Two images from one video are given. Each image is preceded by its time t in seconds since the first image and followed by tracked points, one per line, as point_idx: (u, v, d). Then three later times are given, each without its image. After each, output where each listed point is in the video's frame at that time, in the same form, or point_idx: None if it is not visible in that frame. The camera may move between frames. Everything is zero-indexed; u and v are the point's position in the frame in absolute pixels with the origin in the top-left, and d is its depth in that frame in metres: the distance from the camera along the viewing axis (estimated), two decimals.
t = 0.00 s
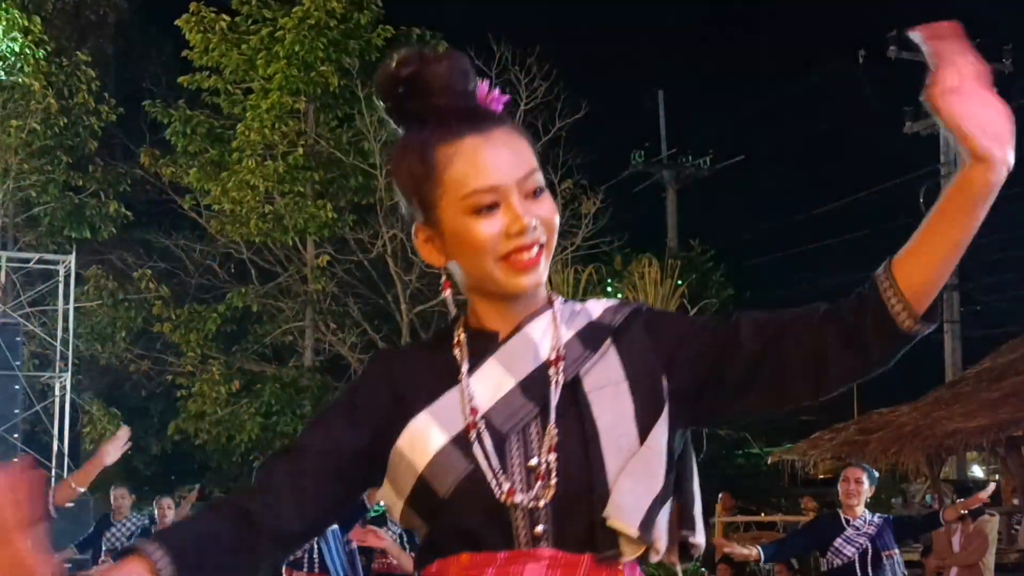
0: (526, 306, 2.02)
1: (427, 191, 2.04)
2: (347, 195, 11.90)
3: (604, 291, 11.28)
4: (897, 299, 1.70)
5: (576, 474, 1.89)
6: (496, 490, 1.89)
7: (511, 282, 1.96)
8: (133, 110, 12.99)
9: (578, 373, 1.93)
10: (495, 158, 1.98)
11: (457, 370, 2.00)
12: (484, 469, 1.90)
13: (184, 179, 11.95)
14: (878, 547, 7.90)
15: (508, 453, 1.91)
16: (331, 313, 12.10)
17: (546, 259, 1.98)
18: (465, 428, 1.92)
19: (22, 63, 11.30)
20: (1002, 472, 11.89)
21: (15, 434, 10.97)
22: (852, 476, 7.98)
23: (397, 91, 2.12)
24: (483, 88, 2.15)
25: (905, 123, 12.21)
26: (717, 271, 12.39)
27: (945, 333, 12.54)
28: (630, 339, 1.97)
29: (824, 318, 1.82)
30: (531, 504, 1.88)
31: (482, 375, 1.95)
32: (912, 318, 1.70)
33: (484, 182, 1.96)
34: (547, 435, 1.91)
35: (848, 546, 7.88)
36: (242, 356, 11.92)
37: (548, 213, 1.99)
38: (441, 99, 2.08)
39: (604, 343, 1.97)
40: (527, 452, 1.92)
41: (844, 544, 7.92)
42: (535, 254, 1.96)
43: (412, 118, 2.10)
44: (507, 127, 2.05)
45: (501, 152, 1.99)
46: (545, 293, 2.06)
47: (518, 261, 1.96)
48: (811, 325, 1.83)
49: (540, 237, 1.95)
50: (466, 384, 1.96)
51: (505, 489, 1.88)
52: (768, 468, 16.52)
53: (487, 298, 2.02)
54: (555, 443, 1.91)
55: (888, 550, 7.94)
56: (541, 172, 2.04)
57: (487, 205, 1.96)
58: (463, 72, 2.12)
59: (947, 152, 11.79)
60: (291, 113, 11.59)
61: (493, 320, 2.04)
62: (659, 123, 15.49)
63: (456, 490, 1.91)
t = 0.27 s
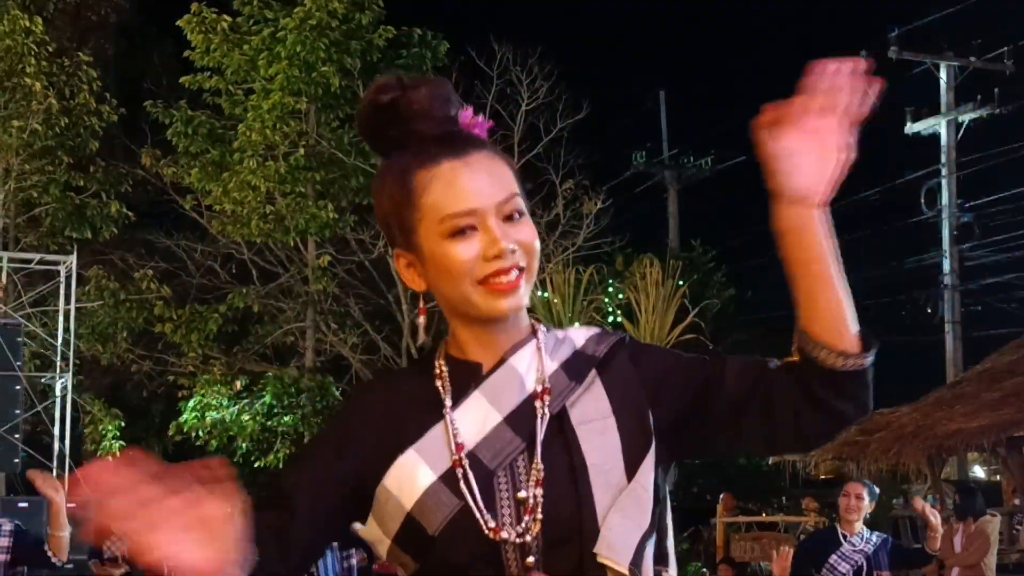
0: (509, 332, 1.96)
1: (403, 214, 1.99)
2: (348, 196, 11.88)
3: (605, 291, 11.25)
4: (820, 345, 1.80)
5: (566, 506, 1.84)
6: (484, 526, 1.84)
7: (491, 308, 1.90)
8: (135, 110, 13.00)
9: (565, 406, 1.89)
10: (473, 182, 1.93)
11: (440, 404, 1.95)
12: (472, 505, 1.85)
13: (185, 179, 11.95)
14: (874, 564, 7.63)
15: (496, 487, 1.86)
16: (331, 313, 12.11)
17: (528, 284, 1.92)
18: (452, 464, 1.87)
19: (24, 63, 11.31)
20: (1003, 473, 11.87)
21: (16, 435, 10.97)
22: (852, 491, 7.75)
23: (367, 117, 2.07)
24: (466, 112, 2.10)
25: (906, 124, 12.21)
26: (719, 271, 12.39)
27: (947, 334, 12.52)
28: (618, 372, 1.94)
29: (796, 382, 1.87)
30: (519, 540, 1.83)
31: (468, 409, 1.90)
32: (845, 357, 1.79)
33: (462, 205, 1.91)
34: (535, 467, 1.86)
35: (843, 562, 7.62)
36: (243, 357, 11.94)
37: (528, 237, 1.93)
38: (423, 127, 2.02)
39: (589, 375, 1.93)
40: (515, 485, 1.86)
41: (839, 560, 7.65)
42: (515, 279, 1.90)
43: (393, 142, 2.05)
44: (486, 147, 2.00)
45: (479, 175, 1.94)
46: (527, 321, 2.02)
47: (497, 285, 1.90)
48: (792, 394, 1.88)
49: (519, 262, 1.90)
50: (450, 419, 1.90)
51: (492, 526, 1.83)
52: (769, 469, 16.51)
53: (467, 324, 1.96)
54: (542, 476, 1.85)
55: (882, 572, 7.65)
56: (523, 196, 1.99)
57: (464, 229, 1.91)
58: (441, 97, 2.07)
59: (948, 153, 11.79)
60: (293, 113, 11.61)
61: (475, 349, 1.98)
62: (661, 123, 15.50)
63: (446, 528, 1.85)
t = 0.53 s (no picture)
0: (501, 278, 1.97)
1: (389, 153, 2.01)
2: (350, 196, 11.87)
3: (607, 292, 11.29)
4: (835, 320, 1.74)
5: (568, 467, 1.83)
6: (481, 488, 1.82)
7: (471, 240, 1.90)
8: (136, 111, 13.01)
9: (564, 363, 1.89)
10: (457, 116, 1.95)
11: (436, 362, 1.93)
12: (471, 466, 1.83)
13: (187, 180, 11.95)
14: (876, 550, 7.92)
15: (496, 450, 1.85)
16: (333, 314, 12.09)
17: (514, 221, 1.92)
18: (446, 424, 1.86)
19: (25, 64, 11.32)
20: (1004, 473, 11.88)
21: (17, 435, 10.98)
22: (852, 478, 7.95)
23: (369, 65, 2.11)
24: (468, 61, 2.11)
25: (907, 124, 12.24)
26: (720, 272, 12.41)
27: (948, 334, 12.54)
28: (616, 328, 1.93)
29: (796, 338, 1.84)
30: (518, 502, 1.81)
31: (464, 367, 1.89)
32: (858, 330, 1.73)
33: (444, 139, 1.93)
34: (534, 428, 1.85)
35: (847, 548, 7.88)
36: (245, 356, 11.95)
37: (514, 174, 1.93)
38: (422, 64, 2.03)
39: (589, 330, 1.93)
40: (514, 448, 1.85)
41: (843, 546, 7.92)
42: (497, 213, 1.90)
43: (389, 85, 2.08)
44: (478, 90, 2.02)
45: (464, 111, 1.95)
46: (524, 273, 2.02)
47: (479, 219, 1.90)
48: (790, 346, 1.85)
49: (501, 194, 1.90)
50: (445, 377, 1.89)
51: (488, 489, 1.81)
52: (770, 470, 16.55)
53: (455, 264, 1.96)
54: (542, 438, 1.84)
55: (886, 554, 7.97)
56: (515, 141, 2.00)
57: (445, 161, 1.92)
58: (441, 39, 2.09)
59: (949, 153, 11.81)
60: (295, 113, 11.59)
61: (467, 294, 1.98)
62: (662, 124, 15.52)
63: (445, 490, 1.83)
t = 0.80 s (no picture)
0: (510, 290, 1.72)
1: (403, 159, 1.77)
2: (350, 198, 11.90)
3: (607, 293, 11.31)
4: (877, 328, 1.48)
5: (570, 472, 1.61)
6: (486, 492, 1.60)
7: (474, 258, 1.66)
8: (137, 112, 13.03)
9: (571, 370, 1.65)
10: (470, 124, 1.69)
11: (441, 362, 1.69)
12: (474, 468, 1.61)
13: (187, 181, 11.94)
14: (878, 548, 7.93)
15: (500, 454, 1.62)
16: (334, 315, 12.07)
17: (524, 240, 1.68)
18: (453, 427, 1.63)
19: (26, 66, 11.32)
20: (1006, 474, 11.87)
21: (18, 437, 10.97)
22: (851, 478, 7.95)
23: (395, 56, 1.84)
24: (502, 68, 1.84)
25: (908, 125, 12.23)
26: (721, 274, 12.42)
27: (949, 336, 12.56)
28: (623, 334, 1.69)
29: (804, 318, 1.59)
30: (521, 507, 1.60)
31: (470, 369, 1.65)
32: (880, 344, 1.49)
33: (453, 148, 1.68)
34: (539, 434, 1.63)
35: (849, 548, 7.88)
36: (245, 359, 11.95)
37: (526, 190, 1.68)
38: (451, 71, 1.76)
39: (595, 336, 1.69)
40: (519, 451, 1.63)
41: (844, 546, 7.92)
42: (503, 233, 1.66)
43: (408, 83, 1.81)
44: (506, 97, 1.76)
45: (481, 118, 1.70)
46: (535, 284, 1.77)
47: (484, 236, 1.66)
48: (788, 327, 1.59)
49: (508, 212, 1.66)
50: (450, 382, 1.65)
51: (493, 492, 1.60)
52: (771, 471, 16.55)
53: (463, 280, 1.72)
54: (547, 442, 1.63)
55: (887, 552, 7.98)
56: (536, 154, 1.74)
57: (452, 173, 1.67)
58: (474, 45, 1.82)
59: (950, 154, 11.80)
60: (296, 114, 11.58)
61: (474, 309, 1.73)
62: (662, 127, 15.52)
63: (448, 494, 1.61)
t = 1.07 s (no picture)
0: (531, 321, 1.55)
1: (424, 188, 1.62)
2: (352, 197, 11.93)
3: (609, 292, 11.33)
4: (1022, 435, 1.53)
5: (578, 519, 1.47)
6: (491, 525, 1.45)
7: (491, 286, 1.51)
8: (140, 111, 13.04)
9: (589, 410, 1.50)
10: (494, 145, 1.55)
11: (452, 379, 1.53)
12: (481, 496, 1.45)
13: (190, 180, 11.94)
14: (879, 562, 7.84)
15: (511, 486, 1.47)
16: (336, 314, 12.09)
17: (543, 270, 1.52)
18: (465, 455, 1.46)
19: (29, 65, 11.31)
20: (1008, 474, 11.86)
21: (20, 436, 10.96)
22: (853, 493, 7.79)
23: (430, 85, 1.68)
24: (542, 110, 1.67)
25: (910, 124, 12.24)
26: (724, 273, 12.44)
27: (951, 334, 12.58)
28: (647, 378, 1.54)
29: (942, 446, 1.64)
30: (529, 537, 1.46)
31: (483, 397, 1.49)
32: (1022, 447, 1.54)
33: (472, 171, 1.54)
34: (553, 471, 1.48)
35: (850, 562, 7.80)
36: (247, 357, 11.92)
37: (549, 219, 1.54)
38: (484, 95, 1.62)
39: (618, 378, 1.53)
40: (531, 485, 1.48)
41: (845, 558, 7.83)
42: (523, 260, 1.51)
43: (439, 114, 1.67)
44: (538, 129, 1.60)
45: (507, 143, 1.56)
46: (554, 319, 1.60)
47: (502, 263, 1.51)
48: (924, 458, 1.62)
49: (528, 239, 1.51)
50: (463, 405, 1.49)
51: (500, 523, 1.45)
52: (773, 470, 16.57)
53: (479, 308, 1.55)
54: (560, 479, 1.48)
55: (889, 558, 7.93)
56: (563, 186, 1.59)
57: (469, 197, 1.53)
58: (512, 81, 1.65)
59: (953, 154, 11.81)
60: (297, 113, 11.59)
61: (492, 335, 1.55)
62: (665, 126, 15.55)
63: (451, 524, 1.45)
